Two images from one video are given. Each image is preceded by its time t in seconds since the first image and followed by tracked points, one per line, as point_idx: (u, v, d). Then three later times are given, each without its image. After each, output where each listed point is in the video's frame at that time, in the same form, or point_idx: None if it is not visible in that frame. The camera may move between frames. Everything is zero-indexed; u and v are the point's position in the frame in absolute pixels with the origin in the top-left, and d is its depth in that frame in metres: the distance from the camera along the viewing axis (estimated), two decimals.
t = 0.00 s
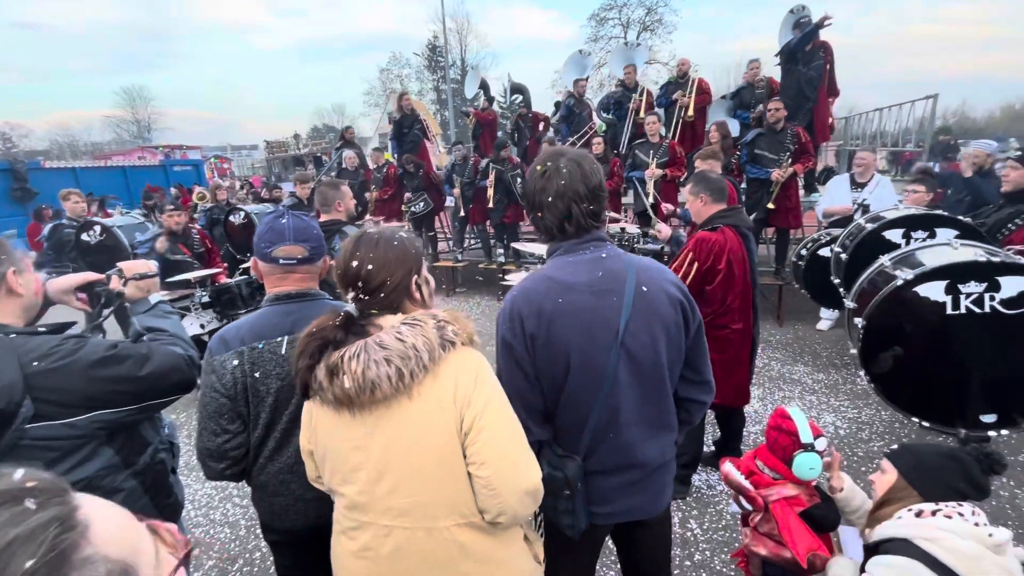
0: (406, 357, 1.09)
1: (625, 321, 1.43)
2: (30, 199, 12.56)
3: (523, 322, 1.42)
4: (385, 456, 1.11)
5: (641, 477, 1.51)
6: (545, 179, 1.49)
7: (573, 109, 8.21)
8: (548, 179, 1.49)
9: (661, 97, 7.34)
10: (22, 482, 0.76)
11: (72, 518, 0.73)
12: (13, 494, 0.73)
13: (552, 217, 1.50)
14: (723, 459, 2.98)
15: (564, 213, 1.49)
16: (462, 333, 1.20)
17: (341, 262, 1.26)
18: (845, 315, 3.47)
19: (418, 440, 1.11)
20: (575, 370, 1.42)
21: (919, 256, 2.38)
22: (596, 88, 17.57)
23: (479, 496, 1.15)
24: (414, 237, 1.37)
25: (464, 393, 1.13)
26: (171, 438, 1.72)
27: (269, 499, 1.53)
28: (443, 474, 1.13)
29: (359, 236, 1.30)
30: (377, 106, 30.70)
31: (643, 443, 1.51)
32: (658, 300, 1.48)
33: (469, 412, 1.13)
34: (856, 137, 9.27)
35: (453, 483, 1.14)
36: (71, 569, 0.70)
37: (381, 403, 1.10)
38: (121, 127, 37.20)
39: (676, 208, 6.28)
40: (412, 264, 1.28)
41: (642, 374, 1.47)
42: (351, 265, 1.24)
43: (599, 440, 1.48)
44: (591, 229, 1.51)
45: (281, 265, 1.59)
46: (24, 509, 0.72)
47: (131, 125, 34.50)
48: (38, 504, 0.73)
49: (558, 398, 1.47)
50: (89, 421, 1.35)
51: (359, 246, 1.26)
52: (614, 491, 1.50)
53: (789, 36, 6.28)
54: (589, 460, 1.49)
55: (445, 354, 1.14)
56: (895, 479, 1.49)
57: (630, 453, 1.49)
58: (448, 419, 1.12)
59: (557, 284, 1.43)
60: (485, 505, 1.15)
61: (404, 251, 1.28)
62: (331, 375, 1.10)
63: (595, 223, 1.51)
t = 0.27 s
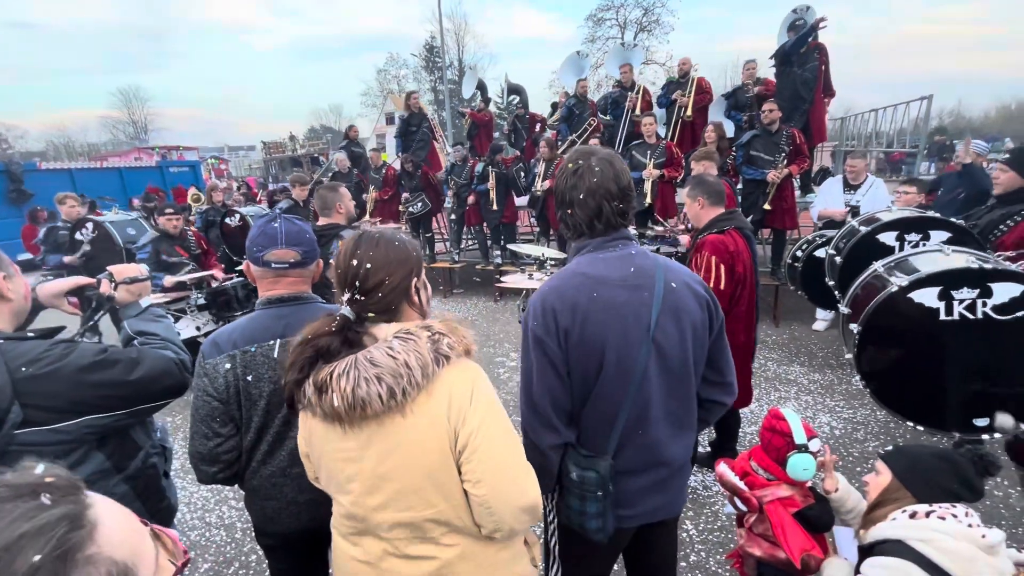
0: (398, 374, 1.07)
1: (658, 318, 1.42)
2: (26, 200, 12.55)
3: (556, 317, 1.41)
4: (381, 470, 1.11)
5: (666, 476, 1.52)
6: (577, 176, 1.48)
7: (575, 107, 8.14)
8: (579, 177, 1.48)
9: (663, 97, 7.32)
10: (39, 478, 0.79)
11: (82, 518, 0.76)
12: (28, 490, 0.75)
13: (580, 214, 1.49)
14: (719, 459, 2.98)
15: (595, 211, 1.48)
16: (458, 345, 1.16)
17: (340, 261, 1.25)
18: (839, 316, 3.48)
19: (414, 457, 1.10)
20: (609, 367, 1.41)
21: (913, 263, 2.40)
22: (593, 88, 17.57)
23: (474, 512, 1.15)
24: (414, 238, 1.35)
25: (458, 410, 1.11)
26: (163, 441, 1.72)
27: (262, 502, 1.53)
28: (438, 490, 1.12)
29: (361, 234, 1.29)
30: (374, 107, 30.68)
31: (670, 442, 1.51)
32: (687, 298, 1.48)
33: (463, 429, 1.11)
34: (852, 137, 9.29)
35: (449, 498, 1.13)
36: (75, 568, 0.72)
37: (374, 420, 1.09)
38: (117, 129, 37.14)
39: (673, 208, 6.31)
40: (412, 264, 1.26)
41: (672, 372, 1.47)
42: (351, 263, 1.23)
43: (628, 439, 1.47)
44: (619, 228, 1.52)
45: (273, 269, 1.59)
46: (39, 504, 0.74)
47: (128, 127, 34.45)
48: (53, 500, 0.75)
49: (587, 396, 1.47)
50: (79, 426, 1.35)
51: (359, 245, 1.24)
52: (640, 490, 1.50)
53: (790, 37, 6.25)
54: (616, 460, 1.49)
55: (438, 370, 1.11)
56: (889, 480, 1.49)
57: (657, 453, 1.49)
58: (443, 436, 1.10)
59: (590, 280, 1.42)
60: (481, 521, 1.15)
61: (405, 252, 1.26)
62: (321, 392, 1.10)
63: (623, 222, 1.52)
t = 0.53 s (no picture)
0: (413, 379, 1.06)
1: (638, 320, 1.42)
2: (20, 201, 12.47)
3: (537, 317, 1.42)
4: (392, 476, 1.10)
5: (646, 479, 1.51)
6: (566, 177, 1.48)
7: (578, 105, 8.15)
8: (567, 177, 1.49)
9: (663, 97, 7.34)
10: (63, 469, 0.79)
11: (99, 512, 0.75)
12: (50, 480, 0.76)
13: (567, 215, 1.50)
14: (716, 457, 2.99)
15: (582, 211, 1.48)
16: (472, 349, 1.17)
17: (349, 263, 1.24)
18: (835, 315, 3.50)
19: (426, 463, 1.09)
20: (587, 367, 1.41)
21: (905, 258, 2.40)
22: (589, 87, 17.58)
23: (486, 520, 1.15)
24: (424, 238, 1.35)
25: (472, 415, 1.11)
26: (158, 442, 1.71)
27: (258, 502, 1.52)
28: (450, 497, 1.12)
29: (369, 234, 1.28)
30: (371, 106, 30.61)
31: (649, 445, 1.51)
32: (670, 301, 1.48)
33: (477, 435, 1.11)
34: (848, 136, 9.32)
35: (460, 505, 1.13)
36: (85, 561, 0.71)
37: (385, 425, 1.08)
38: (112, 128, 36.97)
39: (671, 207, 6.32)
40: (424, 266, 1.25)
41: (652, 374, 1.47)
42: (359, 265, 1.21)
43: (606, 440, 1.48)
44: (605, 229, 1.52)
45: (267, 268, 1.58)
46: (60, 495, 0.74)
47: (123, 126, 34.30)
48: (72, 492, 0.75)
49: (567, 396, 1.47)
50: (73, 427, 1.34)
51: (368, 245, 1.23)
52: (619, 492, 1.50)
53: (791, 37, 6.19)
54: (595, 461, 1.49)
55: (452, 374, 1.12)
56: (886, 477, 1.49)
57: (636, 454, 1.49)
58: (455, 442, 1.10)
59: (572, 281, 1.43)
60: (493, 529, 1.16)
61: (416, 252, 1.26)
62: (332, 398, 1.08)
63: (611, 224, 1.52)
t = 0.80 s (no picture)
0: (415, 388, 1.06)
1: (608, 317, 1.42)
2: (13, 200, 12.37)
3: (508, 313, 1.44)
4: (390, 485, 1.10)
5: (621, 479, 1.51)
6: (546, 175, 1.48)
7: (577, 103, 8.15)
8: (548, 175, 1.48)
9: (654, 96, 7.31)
10: (62, 464, 0.83)
11: (104, 500, 0.80)
12: (50, 474, 0.80)
13: (548, 213, 1.49)
14: (712, 455, 3.00)
15: (563, 210, 1.48)
16: (473, 356, 1.17)
17: (352, 265, 1.24)
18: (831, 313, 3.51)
19: (427, 473, 1.09)
20: (556, 364, 1.42)
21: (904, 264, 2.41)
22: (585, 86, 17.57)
23: (487, 530, 1.15)
24: (426, 243, 1.35)
25: (473, 423, 1.11)
26: (152, 442, 1.70)
27: (251, 503, 1.52)
28: (451, 508, 1.12)
29: (373, 238, 1.28)
30: (366, 104, 30.51)
31: (623, 445, 1.50)
32: (644, 299, 1.46)
33: (478, 443, 1.11)
34: (843, 134, 9.33)
35: (462, 515, 1.13)
36: (96, 542, 0.76)
37: (385, 434, 1.07)
38: (106, 127, 36.74)
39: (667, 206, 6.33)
40: (426, 271, 1.26)
41: (624, 373, 1.46)
42: (363, 267, 1.22)
43: (579, 438, 1.48)
44: (585, 228, 1.51)
45: (260, 268, 1.58)
46: (61, 486, 0.78)
47: (116, 125, 34.12)
48: (75, 481, 0.80)
49: (540, 393, 1.48)
50: (67, 428, 1.33)
51: (373, 247, 1.24)
52: (592, 491, 1.51)
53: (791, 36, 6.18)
54: (569, 459, 1.50)
55: (454, 382, 1.11)
56: (882, 475, 1.49)
57: (609, 453, 1.49)
58: (456, 451, 1.10)
59: (543, 278, 1.44)
60: (494, 538, 1.15)
61: (419, 257, 1.26)
62: (331, 408, 1.06)
63: (590, 222, 1.51)
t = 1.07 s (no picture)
0: (380, 382, 1.05)
1: (621, 318, 1.41)
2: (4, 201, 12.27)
3: (520, 314, 1.42)
4: (361, 480, 1.10)
5: (630, 477, 1.51)
6: (559, 173, 1.47)
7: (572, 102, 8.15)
8: (561, 174, 1.48)
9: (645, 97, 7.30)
10: (38, 470, 0.86)
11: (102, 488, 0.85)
12: (34, 476, 0.83)
13: (560, 211, 1.48)
14: (706, 455, 3.00)
15: (575, 208, 1.47)
16: (443, 350, 1.16)
17: (315, 263, 1.22)
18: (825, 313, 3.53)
19: (398, 468, 1.09)
20: (569, 364, 1.41)
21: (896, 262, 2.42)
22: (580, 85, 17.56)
23: (461, 523, 1.15)
24: (393, 237, 1.32)
25: (443, 417, 1.10)
26: (142, 445, 1.69)
27: (242, 506, 1.51)
28: (423, 501, 1.12)
29: (336, 234, 1.26)
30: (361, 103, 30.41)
31: (633, 444, 1.50)
32: (656, 299, 1.46)
33: (448, 437, 1.10)
34: (837, 134, 9.37)
35: (435, 507, 1.13)
36: (104, 527, 0.84)
37: (355, 429, 1.07)
38: (99, 126, 36.52)
39: (662, 206, 6.33)
40: (390, 266, 1.23)
41: (636, 373, 1.46)
42: (325, 265, 1.19)
43: (589, 438, 1.47)
44: (598, 228, 1.51)
45: (249, 270, 1.57)
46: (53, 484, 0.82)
47: (109, 125, 33.91)
48: (63, 479, 0.84)
49: (551, 393, 1.47)
50: (54, 431, 1.32)
51: (334, 246, 1.21)
52: (602, 491, 1.50)
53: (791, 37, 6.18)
54: (578, 459, 1.50)
55: (423, 376, 1.10)
56: (873, 473, 1.50)
57: (619, 453, 1.48)
58: (426, 444, 1.09)
59: (556, 278, 1.42)
60: (467, 531, 1.15)
61: (383, 252, 1.23)
62: (296, 404, 1.07)
63: (602, 221, 1.50)
